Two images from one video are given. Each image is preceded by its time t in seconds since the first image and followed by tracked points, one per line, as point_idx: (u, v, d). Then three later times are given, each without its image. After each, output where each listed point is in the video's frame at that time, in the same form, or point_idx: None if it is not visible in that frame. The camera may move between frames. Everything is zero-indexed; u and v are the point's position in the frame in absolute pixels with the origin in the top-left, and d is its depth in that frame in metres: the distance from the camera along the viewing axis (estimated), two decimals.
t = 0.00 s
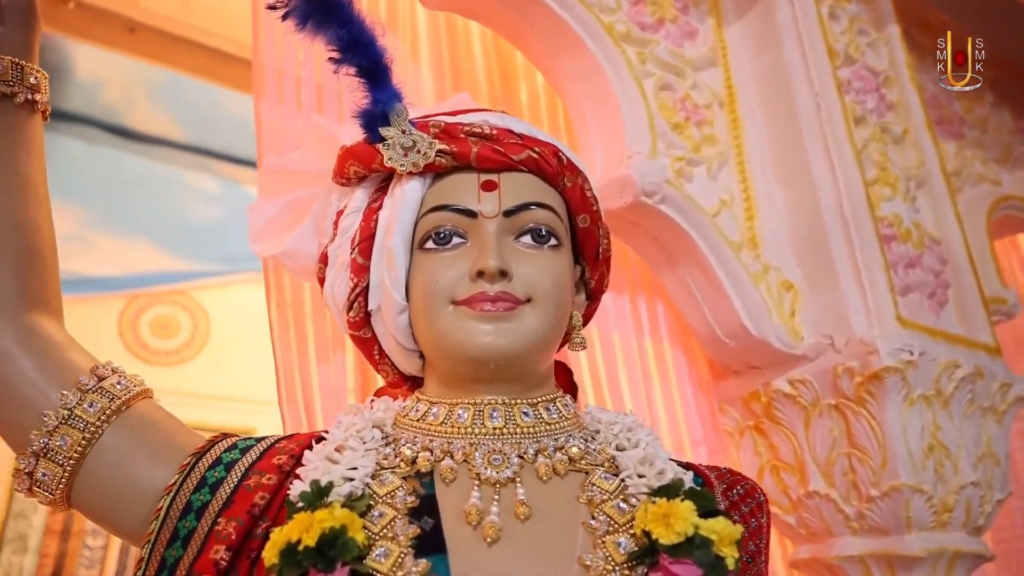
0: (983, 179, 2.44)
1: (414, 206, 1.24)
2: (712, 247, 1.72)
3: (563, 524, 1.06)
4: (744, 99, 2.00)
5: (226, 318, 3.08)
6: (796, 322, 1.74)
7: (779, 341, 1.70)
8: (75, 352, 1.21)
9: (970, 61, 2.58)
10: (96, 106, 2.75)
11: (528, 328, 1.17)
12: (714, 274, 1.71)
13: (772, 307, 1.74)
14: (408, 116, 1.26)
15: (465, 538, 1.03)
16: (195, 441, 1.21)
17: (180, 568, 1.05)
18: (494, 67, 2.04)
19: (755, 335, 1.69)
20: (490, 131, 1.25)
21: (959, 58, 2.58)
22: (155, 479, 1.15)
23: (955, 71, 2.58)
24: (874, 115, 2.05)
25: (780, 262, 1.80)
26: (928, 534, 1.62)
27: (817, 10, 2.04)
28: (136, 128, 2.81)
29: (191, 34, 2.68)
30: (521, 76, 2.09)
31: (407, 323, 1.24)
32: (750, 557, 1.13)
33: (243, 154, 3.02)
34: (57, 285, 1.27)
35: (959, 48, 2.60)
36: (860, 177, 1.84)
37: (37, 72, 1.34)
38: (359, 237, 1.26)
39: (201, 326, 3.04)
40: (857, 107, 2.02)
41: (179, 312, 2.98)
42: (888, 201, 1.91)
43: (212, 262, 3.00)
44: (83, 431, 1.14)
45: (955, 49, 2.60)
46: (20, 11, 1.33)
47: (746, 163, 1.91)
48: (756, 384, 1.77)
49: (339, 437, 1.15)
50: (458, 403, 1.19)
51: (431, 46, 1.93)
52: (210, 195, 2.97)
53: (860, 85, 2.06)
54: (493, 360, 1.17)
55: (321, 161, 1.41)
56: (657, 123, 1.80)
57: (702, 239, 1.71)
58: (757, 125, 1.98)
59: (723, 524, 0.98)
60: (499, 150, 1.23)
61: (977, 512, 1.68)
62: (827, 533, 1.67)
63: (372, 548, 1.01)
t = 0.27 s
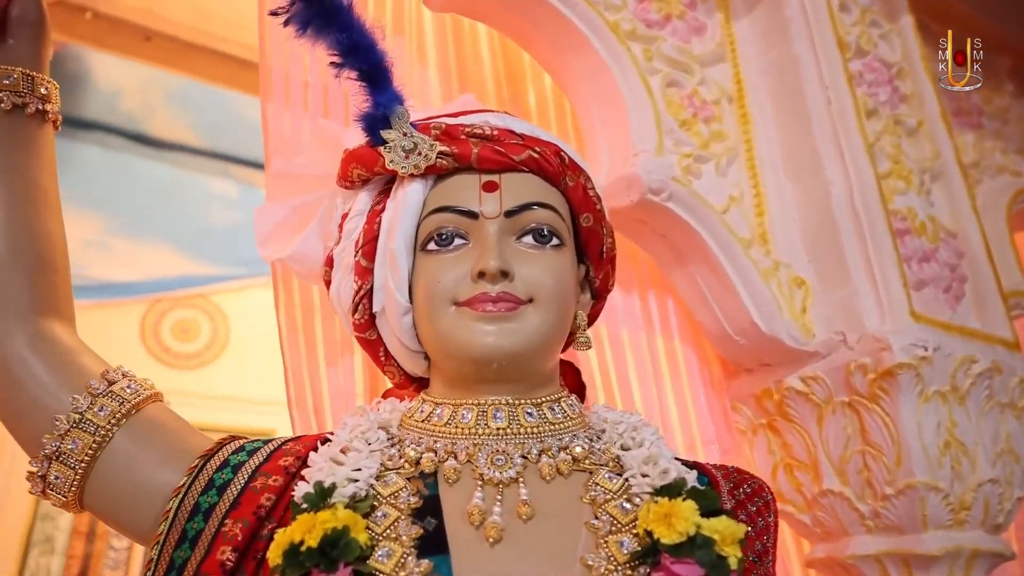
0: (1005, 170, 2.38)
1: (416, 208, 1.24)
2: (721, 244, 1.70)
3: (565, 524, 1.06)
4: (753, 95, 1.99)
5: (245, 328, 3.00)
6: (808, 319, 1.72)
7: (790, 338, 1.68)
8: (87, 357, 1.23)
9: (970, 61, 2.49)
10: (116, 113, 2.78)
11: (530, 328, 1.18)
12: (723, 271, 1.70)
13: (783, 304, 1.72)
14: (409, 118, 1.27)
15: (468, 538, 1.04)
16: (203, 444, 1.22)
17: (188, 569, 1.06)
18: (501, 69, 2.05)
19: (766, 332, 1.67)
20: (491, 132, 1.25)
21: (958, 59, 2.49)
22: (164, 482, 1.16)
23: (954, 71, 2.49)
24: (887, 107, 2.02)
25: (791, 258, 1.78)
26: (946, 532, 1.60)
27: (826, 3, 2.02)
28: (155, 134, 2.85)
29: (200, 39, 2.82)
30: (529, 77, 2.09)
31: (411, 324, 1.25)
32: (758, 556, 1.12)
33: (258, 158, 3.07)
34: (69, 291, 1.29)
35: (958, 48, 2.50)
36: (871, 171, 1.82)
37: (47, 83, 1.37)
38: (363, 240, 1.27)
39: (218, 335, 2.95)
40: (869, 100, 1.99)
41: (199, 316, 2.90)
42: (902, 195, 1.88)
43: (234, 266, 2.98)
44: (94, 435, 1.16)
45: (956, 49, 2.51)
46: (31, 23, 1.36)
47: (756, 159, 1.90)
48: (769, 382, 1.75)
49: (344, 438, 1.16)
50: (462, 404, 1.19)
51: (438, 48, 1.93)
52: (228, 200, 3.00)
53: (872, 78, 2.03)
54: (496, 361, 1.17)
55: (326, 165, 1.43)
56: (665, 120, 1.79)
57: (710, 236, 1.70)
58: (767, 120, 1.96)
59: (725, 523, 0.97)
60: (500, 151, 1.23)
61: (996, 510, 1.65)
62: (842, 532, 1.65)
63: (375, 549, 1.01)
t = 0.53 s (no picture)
0: None
1: (421, 213, 1.26)
2: (734, 241, 1.70)
3: (570, 523, 1.07)
4: (766, 89, 1.97)
5: (273, 331, 3.05)
6: (823, 315, 1.70)
7: (805, 335, 1.67)
8: (107, 364, 1.28)
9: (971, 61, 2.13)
10: (144, 124, 2.85)
11: (534, 329, 1.19)
12: (736, 268, 1.69)
13: (797, 300, 1.70)
14: (413, 124, 1.28)
15: (473, 537, 1.05)
16: (219, 446, 1.26)
17: (203, 568, 1.09)
18: (512, 71, 2.06)
19: (780, 329, 1.66)
20: (494, 136, 1.27)
21: (959, 58, 2.12)
22: (181, 483, 1.20)
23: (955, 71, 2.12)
24: (905, 98, 1.99)
25: (806, 254, 1.77)
26: (968, 529, 1.57)
27: None
28: (183, 144, 2.92)
29: (223, 48, 2.88)
30: (540, 80, 2.10)
31: (418, 327, 1.27)
32: (765, 554, 1.12)
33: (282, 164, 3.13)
34: (90, 300, 1.33)
35: (957, 47, 2.15)
36: (887, 163, 1.79)
37: (67, 99, 1.42)
38: (370, 245, 1.29)
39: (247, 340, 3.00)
40: (885, 91, 1.96)
41: (228, 320, 2.95)
42: (920, 186, 1.85)
43: (260, 271, 3.04)
44: (113, 439, 1.20)
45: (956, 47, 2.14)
46: (51, 43, 1.41)
47: (769, 154, 1.88)
48: (785, 379, 1.74)
49: (354, 440, 1.18)
50: (469, 404, 1.21)
51: (449, 52, 1.95)
52: (254, 206, 3.06)
53: (889, 68, 2.00)
54: (501, 362, 1.19)
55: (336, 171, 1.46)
56: (674, 117, 1.79)
57: (721, 233, 1.69)
58: (781, 115, 1.95)
59: (727, 521, 0.97)
60: (502, 154, 1.25)
61: (1022, 507, 1.62)
62: (862, 529, 1.64)
63: (382, 548, 1.03)
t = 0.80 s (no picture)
0: None
1: (425, 216, 1.28)
2: (742, 239, 1.70)
3: (572, 521, 1.08)
4: (776, 85, 1.96)
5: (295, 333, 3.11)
6: (834, 310, 1.69)
7: (816, 332, 1.66)
8: (123, 368, 1.31)
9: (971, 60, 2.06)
10: (167, 131, 2.90)
11: (537, 329, 1.20)
12: (744, 266, 1.69)
13: (807, 296, 1.70)
14: (417, 129, 1.30)
15: (477, 535, 1.07)
16: (233, 447, 1.29)
17: (216, 566, 1.12)
18: (520, 74, 2.08)
19: (791, 326, 1.66)
20: (497, 139, 1.28)
21: (958, 58, 2.05)
22: (196, 484, 1.23)
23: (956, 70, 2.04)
24: (917, 91, 1.96)
25: (816, 250, 1.76)
26: (984, 526, 1.55)
27: None
28: (205, 150, 2.96)
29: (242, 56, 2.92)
30: (549, 82, 2.11)
31: (424, 328, 1.29)
32: (769, 550, 1.12)
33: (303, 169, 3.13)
34: (107, 307, 1.37)
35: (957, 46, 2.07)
36: (898, 157, 1.78)
37: (83, 112, 1.46)
38: (376, 248, 1.31)
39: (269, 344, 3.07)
40: (897, 84, 1.94)
41: (252, 323, 3.01)
42: (933, 180, 1.83)
43: (280, 276, 3.06)
44: (130, 441, 1.23)
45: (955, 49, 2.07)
46: (67, 57, 1.46)
47: (779, 150, 1.88)
48: (798, 376, 1.73)
49: (362, 440, 1.20)
50: (474, 404, 1.22)
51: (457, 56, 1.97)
52: (275, 211, 3.08)
53: (900, 61, 1.98)
54: (505, 362, 1.20)
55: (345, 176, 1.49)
56: (681, 115, 1.79)
57: (729, 230, 1.69)
58: (790, 110, 1.94)
59: (727, 518, 0.97)
60: (504, 157, 1.26)
61: None
62: (876, 526, 1.63)
63: (388, 546, 1.05)
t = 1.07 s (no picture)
0: None
1: (429, 220, 1.30)
2: (750, 237, 1.69)
3: (574, 519, 1.09)
4: (785, 82, 1.96)
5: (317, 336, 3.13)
6: (844, 307, 1.69)
7: (826, 328, 1.65)
8: (140, 373, 1.35)
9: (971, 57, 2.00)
10: (189, 138, 2.95)
11: (540, 330, 1.22)
12: (752, 264, 1.69)
13: (816, 293, 1.69)
14: (420, 134, 1.33)
15: (480, 533, 1.09)
16: (246, 448, 1.33)
17: (228, 564, 1.15)
18: (529, 76, 2.09)
19: (800, 324, 1.65)
20: (498, 142, 1.30)
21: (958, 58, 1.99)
22: (210, 484, 1.26)
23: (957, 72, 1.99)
24: (929, 84, 1.94)
25: (826, 247, 1.75)
26: (999, 522, 1.53)
27: None
28: (226, 156, 3.01)
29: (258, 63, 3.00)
30: (557, 83, 2.13)
31: (430, 330, 1.31)
32: (773, 547, 1.13)
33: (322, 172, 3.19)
34: (124, 313, 1.41)
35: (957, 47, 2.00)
36: (908, 152, 1.76)
37: (99, 124, 1.51)
38: (383, 253, 1.34)
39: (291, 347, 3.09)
40: (907, 78, 1.92)
41: (275, 327, 3.03)
42: (945, 173, 1.81)
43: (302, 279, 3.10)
44: (146, 443, 1.27)
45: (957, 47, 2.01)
46: (83, 71, 1.50)
47: (788, 147, 1.87)
48: (809, 373, 1.73)
49: (369, 440, 1.22)
50: (479, 405, 1.24)
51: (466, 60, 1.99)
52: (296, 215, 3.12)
53: (911, 55, 1.95)
54: (509, 362, 1.22)
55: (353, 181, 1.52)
56: (688, 114, 1.79)
57: (737, 228, 1.69)
58: (799, 107, 1.93)
59: (726, 515, 0.98)
60: (506, 160, 1.28)
61: None
62: (890, 523, 1.62)
63: (393, 544, 1.07)
